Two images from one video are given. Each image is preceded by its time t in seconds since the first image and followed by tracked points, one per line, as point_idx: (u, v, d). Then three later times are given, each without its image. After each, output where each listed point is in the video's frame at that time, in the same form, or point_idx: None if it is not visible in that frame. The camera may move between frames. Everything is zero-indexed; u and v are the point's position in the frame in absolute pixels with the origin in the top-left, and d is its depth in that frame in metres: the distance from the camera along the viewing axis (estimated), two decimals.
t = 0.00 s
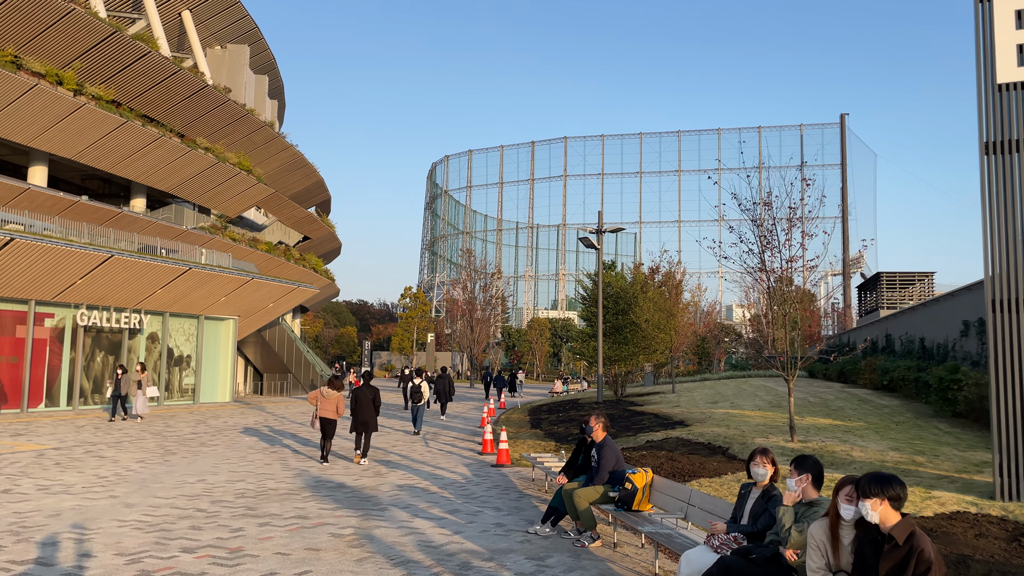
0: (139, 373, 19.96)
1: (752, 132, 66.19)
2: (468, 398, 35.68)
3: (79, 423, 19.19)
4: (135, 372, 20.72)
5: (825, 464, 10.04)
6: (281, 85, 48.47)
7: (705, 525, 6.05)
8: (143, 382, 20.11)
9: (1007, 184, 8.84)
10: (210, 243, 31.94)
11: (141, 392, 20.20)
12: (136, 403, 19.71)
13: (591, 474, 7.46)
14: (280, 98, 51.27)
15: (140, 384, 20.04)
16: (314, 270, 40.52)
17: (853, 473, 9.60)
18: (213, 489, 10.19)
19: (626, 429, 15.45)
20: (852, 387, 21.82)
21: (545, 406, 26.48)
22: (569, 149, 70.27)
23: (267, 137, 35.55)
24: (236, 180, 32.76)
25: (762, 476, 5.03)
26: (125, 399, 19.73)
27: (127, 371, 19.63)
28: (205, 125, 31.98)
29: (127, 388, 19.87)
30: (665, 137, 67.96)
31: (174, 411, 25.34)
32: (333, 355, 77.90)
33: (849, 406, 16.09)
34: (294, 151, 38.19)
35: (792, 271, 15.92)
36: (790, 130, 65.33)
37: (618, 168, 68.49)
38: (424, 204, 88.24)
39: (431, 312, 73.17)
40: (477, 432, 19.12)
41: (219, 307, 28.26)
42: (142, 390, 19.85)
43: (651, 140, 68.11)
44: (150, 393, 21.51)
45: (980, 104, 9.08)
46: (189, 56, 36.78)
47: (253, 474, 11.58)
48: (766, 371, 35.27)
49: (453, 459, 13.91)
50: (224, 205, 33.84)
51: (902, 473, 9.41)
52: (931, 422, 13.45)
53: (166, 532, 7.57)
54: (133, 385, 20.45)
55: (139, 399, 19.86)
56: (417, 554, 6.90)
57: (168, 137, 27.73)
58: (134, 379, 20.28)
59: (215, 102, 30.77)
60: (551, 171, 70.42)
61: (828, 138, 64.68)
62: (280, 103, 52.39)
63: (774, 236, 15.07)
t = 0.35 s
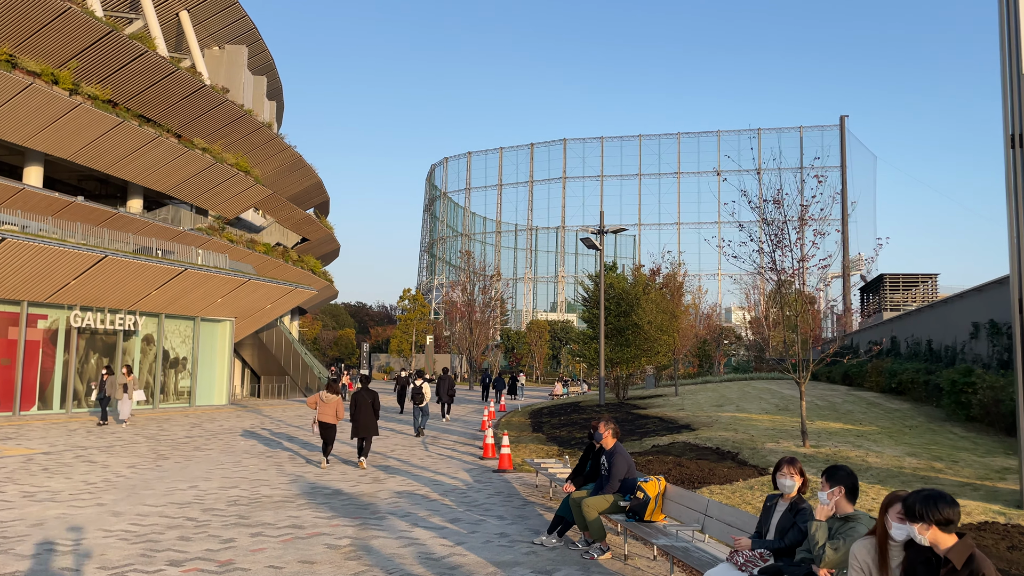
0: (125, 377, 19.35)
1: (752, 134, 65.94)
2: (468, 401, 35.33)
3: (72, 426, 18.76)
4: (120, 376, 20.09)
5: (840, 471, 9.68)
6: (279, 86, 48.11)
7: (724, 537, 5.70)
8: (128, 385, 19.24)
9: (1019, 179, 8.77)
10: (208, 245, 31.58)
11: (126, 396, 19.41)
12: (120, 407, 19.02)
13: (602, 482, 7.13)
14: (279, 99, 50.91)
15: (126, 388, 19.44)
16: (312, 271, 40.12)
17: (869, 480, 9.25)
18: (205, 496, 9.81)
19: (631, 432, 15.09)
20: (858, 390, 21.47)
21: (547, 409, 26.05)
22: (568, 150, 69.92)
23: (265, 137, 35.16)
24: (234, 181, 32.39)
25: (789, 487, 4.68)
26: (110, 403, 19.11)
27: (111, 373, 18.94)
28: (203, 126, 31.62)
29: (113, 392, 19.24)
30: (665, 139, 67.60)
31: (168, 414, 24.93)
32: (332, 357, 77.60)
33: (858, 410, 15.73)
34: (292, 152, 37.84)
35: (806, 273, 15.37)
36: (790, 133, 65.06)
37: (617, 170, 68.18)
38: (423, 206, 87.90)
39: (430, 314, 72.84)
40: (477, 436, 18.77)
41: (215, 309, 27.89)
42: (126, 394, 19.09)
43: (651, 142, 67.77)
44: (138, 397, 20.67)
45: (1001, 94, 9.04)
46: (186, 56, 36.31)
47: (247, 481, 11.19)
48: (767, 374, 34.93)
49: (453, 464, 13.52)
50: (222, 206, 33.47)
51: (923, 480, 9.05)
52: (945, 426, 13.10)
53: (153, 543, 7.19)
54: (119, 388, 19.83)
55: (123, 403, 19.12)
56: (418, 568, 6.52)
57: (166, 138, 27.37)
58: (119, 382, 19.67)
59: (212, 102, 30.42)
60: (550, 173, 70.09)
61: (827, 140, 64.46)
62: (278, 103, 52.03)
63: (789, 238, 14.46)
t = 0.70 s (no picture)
0: (107, 381, 18.59)
1: (748, 138, 65.79)
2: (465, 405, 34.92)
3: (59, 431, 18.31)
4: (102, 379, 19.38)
5: (855, 478, 9.34)
6: (274, 88, 47.72)
7: (746, 553, 5.33)
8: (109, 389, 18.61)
9: None
10: (202, 247, 31.13)
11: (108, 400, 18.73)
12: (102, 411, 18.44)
13: (612, 493, 6.76)
14: (274, 100, 50.51)
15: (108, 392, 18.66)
16: (306, 274, 39.66)
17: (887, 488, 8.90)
18: (195, 506, 9.41)
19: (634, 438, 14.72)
20: (861, 394, 21.14)
21: (545, 413, 25.68)
22: (565, 154, 69.61)
23: (260, 139, 34.74)
24: (228, 182, 31.95)
25: (824, 502, 4.33)
26: (91, 408, 18.35)
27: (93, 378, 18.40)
28: (197, 126, 31.20)
29: (94, 397, 18.47)
30: (661, 143, 67.34)
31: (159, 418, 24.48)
32: (327, 360, 77.12)
33: (866, 414, 15.36)
34: (288, 153, 37.43)
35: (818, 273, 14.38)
36: (786, 136, 64.88)
37: (613, 173, 67.92)
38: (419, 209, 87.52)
39: (425, 317, 72.43)
40: (476, 440, 18.40)
41: (209, 311, 27.46)
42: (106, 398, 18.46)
43: (647, 145, 67.49)
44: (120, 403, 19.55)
45: None
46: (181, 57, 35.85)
47: (239, 489, 10.80)
48: (767, 378, 34.58)
49: (453, 470, 13.16)
50: (216, 208, 33.02)
51: (942, 489, 8.70)
52: (957, 431, 12.75)
53: (138, 557, 6.81)
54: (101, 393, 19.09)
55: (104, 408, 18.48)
56: None
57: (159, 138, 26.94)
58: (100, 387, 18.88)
59: (207, 103, 30.00)
60: (546, 176, 69.82)
61: (824, 143, 64.29)
62: (274, 105, 51.63)
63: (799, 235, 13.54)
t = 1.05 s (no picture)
0: (84, 383, 18.00)
1: (740, 142, 65.76)
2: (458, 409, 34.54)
3: (44, 436, 17.89)
4: (80, 381, 18.83)
5: (867, 486, 9.07)
6: (266, 90, 47.32)
7: (768, 569, 5.04)
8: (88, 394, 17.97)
9: None
10: (192, 249, 30.71)
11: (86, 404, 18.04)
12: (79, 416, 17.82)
13: (622, 503, 6.47)
14: (266, 103, 50.11)
15: (85, 395, 18.05)
16: (298, 277, 39.22)
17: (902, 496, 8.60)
18: (185, 515, 9.06)
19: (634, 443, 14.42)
20: (860, 399, 20.88)
21: (540, 417, 25.38)
22: (558, 157, 69.44)
23: (252, 141, 34.32)
24: (219, 184, 31.52)
25: (855, 515, 4.04)
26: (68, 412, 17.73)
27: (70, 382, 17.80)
28: (188, 128, 30.79)
29: (70, 400, 17.85)
30: (654, 146, 67.25)
31: (148, 423, 24.01)
32: (318, 364, 76.62)
33: (869, 419, 15.07)
34: (279, 156, 37.04)
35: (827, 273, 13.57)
36: (778, 140, 64.89)
37: (606, 176, 67.80)
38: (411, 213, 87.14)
39: (418, 321, 72.03)
40: (472, 446, 18.09)
41: (199, 315, 27.03)
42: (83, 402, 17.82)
43: (639, 149, 67.38)
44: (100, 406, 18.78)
45: None
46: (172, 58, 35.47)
47: (230, 497, 10.44)
48: (761, 382, 34.38)
49: (449, 477, 12.83)
50: (207, 210, 32.58)
51: (958, 497, 8.42)
52: (965, 437, 12.46)
53: (124, 571, 6.47)
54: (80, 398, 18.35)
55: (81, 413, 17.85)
56: None
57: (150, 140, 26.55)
58: (77, 389, 18.27)
59: (198, 104, 29.59)
60: (539, 180, 69.67)
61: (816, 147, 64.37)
62: (266, 107, 51.26)
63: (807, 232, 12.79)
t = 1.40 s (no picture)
0: (56, 390, 17.33)
1: (730, 147, 65.73)
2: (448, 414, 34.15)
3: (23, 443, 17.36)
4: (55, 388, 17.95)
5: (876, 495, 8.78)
6: (255, 93, 46.84)
7: None
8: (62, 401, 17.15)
9: None
10: (180, 253, 30.23)
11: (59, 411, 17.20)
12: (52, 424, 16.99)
13: (627, 515, 6.15)
14: (254, 105, 49.61)
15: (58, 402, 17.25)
16: (287, 281, 38.75)
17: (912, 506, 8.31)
18: (166, 527, 8.64)
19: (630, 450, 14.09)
20: (857, 404, 20.65)
21: (533, 423, 25.01)
22: (548, 161, 69.23)
23: (240, 143, 33.86)
24: (207, 187, 31.06)
25: (889, 533, 3.74)
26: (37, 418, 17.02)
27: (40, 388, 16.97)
28: (176, 130, 30.32)
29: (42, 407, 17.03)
30: (644, 151, 67.14)
31: (131, 429, 23.48)
32: (306, 369, 75.91)
33: (870, 425, 14.82)
34: (268, 158, 36.61)
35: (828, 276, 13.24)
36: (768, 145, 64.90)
37: (597, 181, 67.65)
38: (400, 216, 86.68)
39: (407, 325, 71.52)
40: (464, 452, 17.72)
41: (186, 318, 26.54)
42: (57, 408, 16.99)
43: (630, 154, 67.27)
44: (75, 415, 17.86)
45: None
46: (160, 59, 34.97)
47: (214, 507, 10.03)
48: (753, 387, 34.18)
49: (442, 485, 12.46)
50: (194, 212, 32.09)
51: (972, 507, 8.13)
52: (970, 444, 12.21)
53: None
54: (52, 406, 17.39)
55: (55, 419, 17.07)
56: None
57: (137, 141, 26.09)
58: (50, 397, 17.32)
59: (186, 105, 29.12)
60: (529, 184, 69.40)
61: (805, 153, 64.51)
62: (255, 110, 50.75)
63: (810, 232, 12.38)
